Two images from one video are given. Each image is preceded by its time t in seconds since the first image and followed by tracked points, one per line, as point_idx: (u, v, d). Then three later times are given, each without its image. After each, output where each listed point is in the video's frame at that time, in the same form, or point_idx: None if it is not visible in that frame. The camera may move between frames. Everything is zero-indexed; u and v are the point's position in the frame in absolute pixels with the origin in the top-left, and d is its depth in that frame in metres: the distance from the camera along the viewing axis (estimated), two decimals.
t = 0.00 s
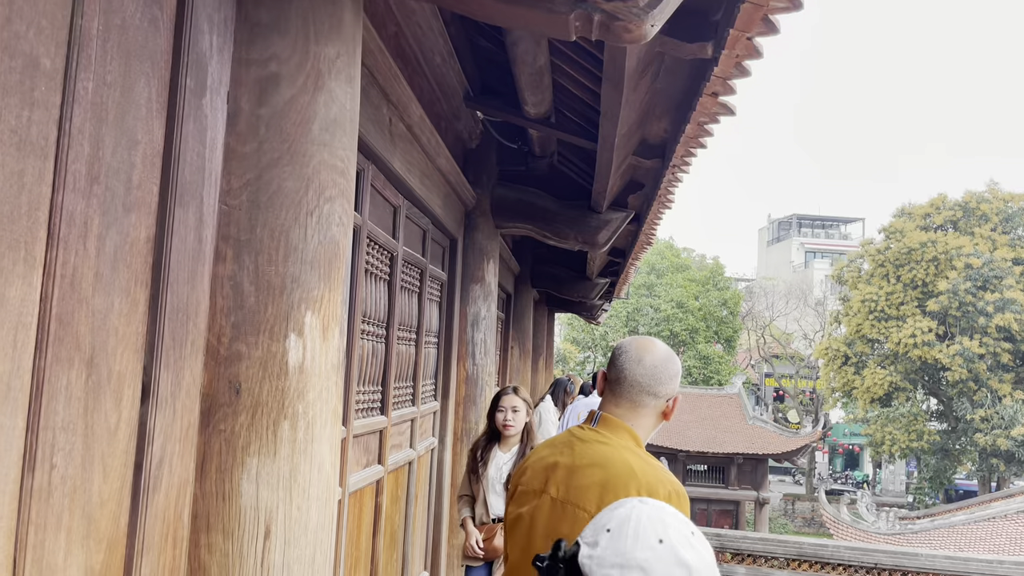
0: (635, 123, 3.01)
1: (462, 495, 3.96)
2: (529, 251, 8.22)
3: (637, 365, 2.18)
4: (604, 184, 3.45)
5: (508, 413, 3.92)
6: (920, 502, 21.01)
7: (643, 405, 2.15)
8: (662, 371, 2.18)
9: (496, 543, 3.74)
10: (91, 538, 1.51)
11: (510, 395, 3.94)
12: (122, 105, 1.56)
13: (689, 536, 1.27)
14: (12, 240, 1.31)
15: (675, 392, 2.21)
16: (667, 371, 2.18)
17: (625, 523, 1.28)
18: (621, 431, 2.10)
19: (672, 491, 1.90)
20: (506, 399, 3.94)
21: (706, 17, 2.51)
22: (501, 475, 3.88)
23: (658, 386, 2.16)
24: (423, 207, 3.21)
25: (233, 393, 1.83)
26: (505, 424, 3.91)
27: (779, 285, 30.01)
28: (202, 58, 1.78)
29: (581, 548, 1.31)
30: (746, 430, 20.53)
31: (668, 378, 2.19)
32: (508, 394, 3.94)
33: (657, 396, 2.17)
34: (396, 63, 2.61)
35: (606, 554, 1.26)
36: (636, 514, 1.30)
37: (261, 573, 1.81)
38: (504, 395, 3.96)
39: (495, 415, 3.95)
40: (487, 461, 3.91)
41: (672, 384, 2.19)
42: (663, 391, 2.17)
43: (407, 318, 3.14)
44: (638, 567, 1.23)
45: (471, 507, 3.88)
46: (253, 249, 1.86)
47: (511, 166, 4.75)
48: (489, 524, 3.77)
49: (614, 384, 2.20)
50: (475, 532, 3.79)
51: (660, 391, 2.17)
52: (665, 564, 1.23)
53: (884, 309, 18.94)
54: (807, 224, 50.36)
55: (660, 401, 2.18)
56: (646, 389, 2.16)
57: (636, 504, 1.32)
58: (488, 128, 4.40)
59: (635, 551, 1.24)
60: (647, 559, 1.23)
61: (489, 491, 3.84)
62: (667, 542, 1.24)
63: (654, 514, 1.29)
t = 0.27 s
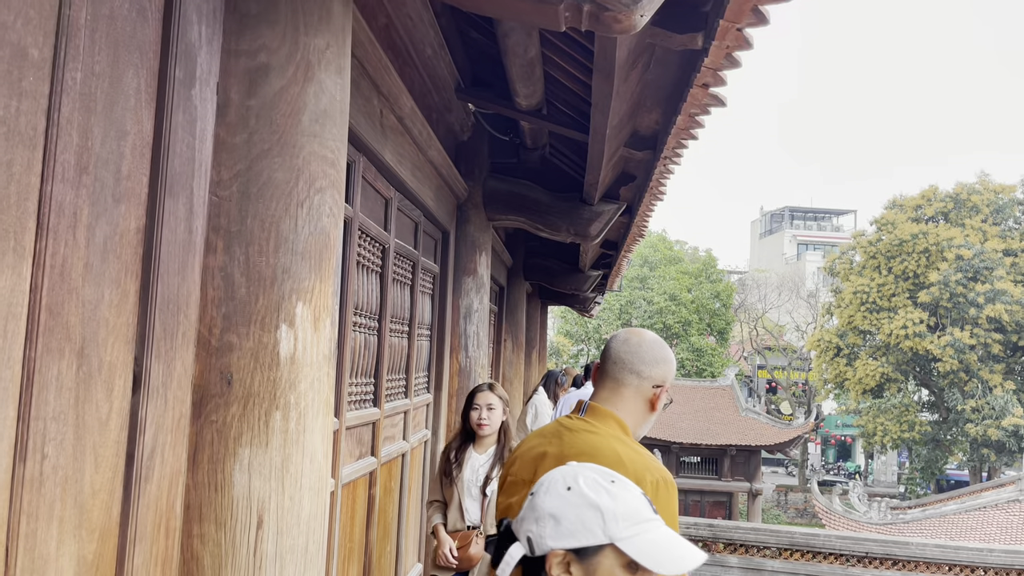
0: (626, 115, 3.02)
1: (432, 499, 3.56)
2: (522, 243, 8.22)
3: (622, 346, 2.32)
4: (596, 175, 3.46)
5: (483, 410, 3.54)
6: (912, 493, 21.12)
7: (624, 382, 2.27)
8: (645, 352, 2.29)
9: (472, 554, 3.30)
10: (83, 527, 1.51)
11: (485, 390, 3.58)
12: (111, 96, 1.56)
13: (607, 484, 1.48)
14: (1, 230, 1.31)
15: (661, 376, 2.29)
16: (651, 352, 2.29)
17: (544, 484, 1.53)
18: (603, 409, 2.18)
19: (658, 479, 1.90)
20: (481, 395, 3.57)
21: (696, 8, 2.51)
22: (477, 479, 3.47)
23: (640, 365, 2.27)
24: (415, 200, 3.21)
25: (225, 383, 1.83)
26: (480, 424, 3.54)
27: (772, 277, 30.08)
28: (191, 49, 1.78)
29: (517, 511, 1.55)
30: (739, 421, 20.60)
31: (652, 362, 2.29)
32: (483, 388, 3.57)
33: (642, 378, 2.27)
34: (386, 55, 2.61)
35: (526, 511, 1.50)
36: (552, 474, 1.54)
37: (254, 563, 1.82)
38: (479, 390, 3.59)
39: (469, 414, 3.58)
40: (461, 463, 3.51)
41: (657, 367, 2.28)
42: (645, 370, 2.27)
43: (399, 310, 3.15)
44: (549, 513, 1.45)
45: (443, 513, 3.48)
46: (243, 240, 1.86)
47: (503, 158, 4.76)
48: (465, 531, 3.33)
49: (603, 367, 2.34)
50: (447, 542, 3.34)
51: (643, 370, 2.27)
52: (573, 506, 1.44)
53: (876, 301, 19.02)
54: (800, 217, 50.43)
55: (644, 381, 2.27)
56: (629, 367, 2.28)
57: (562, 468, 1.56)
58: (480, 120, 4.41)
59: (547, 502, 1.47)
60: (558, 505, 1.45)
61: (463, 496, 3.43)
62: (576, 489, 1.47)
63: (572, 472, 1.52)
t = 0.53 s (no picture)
0: (615, 106, 3.02)
1: (404, 499, 3.24)
2: (513, 236, 8.21)
3: (611, 336, 2.36)
4: (586, 168, 3.47)
5: (457, 399, 3.27)
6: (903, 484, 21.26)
7: (611, 369, 2.30)
8: (634, 341, 2.32)
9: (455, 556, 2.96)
10: (73, 519, 1.51)
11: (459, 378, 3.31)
12: (98, 87, 1.55)
13: (573, 468, 1.48)
14: None
15: (649, 365, 2.30)
16: (639, 340, 2.31)
17: (511, 466, 1.53)
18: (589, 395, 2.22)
19: (645, 467, 1.91)
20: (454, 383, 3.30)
21: None
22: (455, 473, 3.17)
23: (627, 353, 2.30)
24: (406, 192, 3.22)
25: (215, 375, 1.83)
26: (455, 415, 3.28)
27: (764, 270, 30.15)
28: (178, 40, 1.77)
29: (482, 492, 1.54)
30: (731, 414, 20.67)
31: (641, 351, 2.31)
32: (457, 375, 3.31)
33: (630, 366, 2.29)
34: (376, 47, 2.61)
35: (492, 491, 1.49)
36: (519, 457, 1.54)
37: (246, 553, 1.82)
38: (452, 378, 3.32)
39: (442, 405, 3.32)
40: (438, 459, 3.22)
41: (646, 357, 2.30)
42: (632, 357, 2.29)
43: (390, 303, 3.15)
44: (513, 493, 1.44)
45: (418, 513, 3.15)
46: (232, 231, 1.86)
47: (494, 151, 4.76)
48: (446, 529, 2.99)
49: (594, 357, 2.38)
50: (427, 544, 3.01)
51: (631, 358, 2.29)
52: (538, 487, 1.43)
53: (867, 293, 19.09)
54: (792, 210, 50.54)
55: (631, 369, 2.29)
56: (616, 355, 2.31)
57: (530, 450, 1.55)
58: (470, 113, 4.41)
59: (512, 482, 1.46)
60: (522, 486, 1.44)
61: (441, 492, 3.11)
62: (541, 471, 1.46)
63: (538, 455, 1.52)
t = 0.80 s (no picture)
0: (604, 98, 3.02)
1: (380, 511, 2.95)
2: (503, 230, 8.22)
3: (606, 329, 2.37)
4: (575, 160, 3.47)
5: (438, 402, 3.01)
6: (892, 475, 21.39)
7: (604, 359, 2.30)
8: (627, 333, 2.33)
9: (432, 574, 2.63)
10: (59, 510, 1.50)
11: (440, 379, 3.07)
12: (80, 77, 1.54)
13: (572, 472, 1.47)
14: None
15: (642, 358, 2.31)
16: (633, 333, 2.32)
17: (510, 457, 1.51)
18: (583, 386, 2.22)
19: (635, 457, 1.90)
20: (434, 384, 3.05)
21: None
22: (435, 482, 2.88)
23: (621, 344, 2.31)
24: (395, 185, 3.21)
25: (201, 366, 1.82)
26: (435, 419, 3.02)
27: (753, 262, 30.24)
28: (162, 30, 1.76)
29: (475, 479, 1.52)
30: (721, 406, 20.75)
31: (635, 343, 2.32)
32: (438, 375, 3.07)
33: (622, 357, 2.30)
34: (363, 38, 2.60)
35: (486, 481, 1.48)
36: (521, 448, 1.52)
37: (233, 544, 1.82)
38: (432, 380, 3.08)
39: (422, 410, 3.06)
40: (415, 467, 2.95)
41: (638, 349, 2.30)
42: (625, 349, 2.30)
43: (378, 296, 3.15)
44: (510, 489, 1.43)
45: (394, 526, 2.85)
46: (219, 223, 1.86)
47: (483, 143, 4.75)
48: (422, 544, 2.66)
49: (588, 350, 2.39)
50: (402, 560, 2.69)
51: (624, 349, 2.30)
52: (535, 487, 1.42)
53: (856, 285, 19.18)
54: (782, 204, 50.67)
55: (623, 361, 2.29)
56: (609, 346, 2.32)
57: (530, 444, 1.53)
58: (459, 106, 4.40)
59: (510, 477, 1.44)
60: (520, 483, 1.43)
61: (418, 502, 2.80)
62: (542, 471, 1.44)
63: (540, 452, 1.50)
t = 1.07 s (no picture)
0: (591, 90, 3.03)
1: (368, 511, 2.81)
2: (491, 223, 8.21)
3: (595, 320, 2.38)
4: (563, 152, 3.48)
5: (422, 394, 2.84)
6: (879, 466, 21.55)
7: (591, 349, 2.31)
8: (616, 325, 2.33)
9: None
10: (45, 501, 1.50)
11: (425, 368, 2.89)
12: (63, 67, 1.53)
13: (558, 465, 1.46)
14: None
15: (630, 350, 2.31)
16: (621, 324, 2.33)
17: (496, 446, 1.49)
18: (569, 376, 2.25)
19: (621, 445, 1.92)
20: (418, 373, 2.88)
21: None
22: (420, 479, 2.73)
23: (608, 335, 2.32)
24: (383, 177, 3.21)
25: (188, 358, 1.82)
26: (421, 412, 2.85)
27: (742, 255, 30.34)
28: (146, 20, 1.75)
29: (458, 466, 1.50)
30: (710, 398, 20.83)
31: (623, 335, 2.33)
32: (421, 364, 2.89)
33: (610, 348, 2.31)
34: (349, 30, 2.60)
35: (471, 469, 1.46)
36: (508, 438, 1.50)
37: (220, 535, 1.82)
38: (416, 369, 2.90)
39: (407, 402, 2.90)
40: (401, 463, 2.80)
41: (626, 341, 2.31)
42: (613, 340, 2.31)
43: (367, 288, 3.15)
44: (496, 479, 1.42)
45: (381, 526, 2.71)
46: (204, 214, 1.85)
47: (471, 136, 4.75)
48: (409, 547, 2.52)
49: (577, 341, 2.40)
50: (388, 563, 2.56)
51: (612, 340, 2.31)
52: (522, 478, 1.41)
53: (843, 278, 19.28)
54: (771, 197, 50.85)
55: (611, 352, 2.30)
56: (597, 336, 2.33)
57: (516, 434, 1.52)
58: (447, 98, 4.40)
59: (497, 467, 1.43)
60: (506, 473, 1.42)
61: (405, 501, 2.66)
62: (528, 463, 1.44)
63: (526, 443, 1.49)
